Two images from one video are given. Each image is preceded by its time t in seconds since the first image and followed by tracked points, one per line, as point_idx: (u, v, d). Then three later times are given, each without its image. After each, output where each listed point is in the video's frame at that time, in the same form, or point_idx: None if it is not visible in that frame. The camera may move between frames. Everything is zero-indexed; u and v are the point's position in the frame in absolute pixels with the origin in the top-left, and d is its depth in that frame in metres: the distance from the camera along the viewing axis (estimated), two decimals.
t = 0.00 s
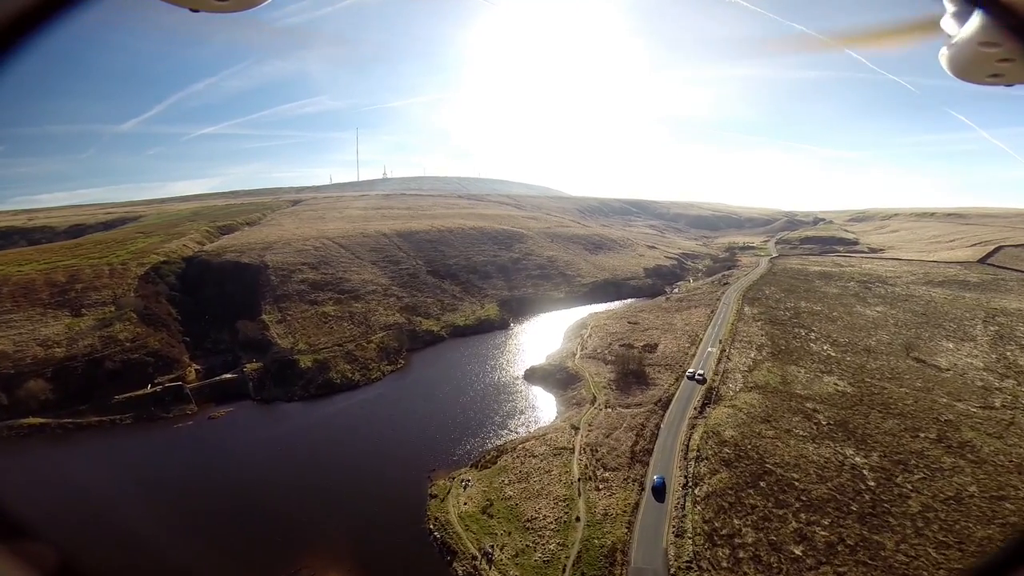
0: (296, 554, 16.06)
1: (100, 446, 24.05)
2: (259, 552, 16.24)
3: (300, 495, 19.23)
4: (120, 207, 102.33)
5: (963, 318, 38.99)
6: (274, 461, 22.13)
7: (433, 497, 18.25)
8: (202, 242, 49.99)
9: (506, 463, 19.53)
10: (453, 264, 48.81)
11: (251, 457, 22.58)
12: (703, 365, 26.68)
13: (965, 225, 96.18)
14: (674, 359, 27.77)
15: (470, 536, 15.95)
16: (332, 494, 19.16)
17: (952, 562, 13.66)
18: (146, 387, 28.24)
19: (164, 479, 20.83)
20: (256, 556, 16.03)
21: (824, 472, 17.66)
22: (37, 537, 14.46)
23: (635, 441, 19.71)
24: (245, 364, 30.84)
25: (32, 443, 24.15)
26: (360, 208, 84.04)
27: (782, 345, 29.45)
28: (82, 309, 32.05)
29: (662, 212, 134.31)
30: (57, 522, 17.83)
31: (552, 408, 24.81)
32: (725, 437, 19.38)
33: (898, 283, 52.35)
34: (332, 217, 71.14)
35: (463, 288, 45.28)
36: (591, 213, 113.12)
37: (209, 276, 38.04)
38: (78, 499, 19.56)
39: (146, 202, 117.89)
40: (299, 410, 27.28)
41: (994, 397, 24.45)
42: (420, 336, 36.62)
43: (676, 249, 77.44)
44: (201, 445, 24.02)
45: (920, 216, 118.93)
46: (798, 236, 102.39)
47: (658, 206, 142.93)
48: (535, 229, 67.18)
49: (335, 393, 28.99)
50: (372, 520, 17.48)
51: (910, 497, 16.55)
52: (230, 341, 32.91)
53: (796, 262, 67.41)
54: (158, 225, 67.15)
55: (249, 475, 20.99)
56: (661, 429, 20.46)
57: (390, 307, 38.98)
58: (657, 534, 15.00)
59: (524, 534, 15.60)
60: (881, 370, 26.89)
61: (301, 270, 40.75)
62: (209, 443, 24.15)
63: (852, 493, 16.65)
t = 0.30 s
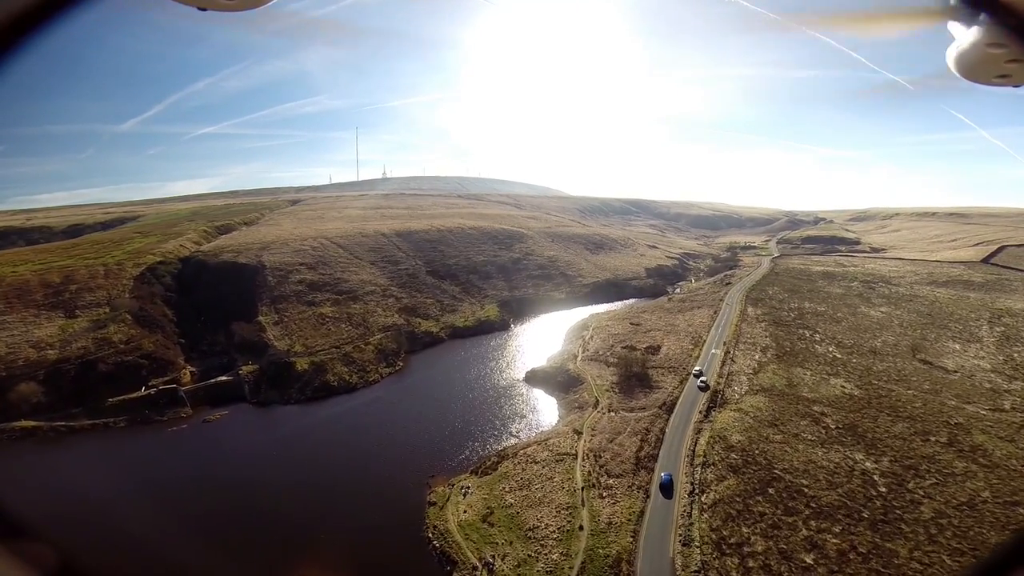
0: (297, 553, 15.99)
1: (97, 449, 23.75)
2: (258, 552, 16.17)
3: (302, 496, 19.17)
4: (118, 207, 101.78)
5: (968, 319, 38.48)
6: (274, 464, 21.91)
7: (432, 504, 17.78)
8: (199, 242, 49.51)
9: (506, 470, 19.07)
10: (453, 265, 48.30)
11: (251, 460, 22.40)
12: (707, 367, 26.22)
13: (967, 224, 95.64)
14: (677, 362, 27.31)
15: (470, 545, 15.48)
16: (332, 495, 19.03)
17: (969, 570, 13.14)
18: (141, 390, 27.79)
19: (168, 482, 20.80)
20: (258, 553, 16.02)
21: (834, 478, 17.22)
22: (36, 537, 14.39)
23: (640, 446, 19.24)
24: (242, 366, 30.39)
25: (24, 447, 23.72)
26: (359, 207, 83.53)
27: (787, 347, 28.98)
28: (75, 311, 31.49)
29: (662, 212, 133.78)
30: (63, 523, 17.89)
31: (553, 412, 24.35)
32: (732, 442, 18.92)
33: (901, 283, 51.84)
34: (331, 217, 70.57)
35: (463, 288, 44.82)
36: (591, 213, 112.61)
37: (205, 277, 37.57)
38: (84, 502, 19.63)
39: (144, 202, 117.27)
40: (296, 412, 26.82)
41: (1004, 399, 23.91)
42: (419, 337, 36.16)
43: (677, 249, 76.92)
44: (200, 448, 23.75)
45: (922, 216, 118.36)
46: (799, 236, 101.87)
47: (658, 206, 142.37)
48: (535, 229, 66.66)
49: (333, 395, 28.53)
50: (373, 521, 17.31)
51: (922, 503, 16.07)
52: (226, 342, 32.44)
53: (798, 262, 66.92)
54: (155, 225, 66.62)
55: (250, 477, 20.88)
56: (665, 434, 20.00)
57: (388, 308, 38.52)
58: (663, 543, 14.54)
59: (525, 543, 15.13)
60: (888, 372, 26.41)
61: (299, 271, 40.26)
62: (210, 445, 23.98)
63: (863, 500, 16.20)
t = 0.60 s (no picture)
0: (294, 556, 15.82)
1: (85, 455, 23.15)
2: (254, 558, 15.84)
3: (298, 498, 18.96)
4: (112, 207, 100.77)
5: (969, 319, 38.13)
6: (269, 469, 21.48)
7: (428, 514, 17.23)
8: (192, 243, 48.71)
9: (505, 477, 18.53)
10: (449, 265, 47.68)
11: (246, 463, 22.04)
12: (709, 370, 25.75)
13: (964, 224, 95.64)
14: (678, 364, 26.85)
15: (468, 557, 14.93)
16: (329, 498, 18.85)
17: None
18: (129, 395, 27.13)
19: (162, 486, 20.50)
20: (259, 556, 15.92)
21: (842, 483, 16.79)
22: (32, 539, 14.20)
23: (642, 452, 18.74)
24: (233, 369, 29.74)
25: (9, 453, 23.05)
26: (355, 207, 82.80)
27: (789, 348, 28.53)
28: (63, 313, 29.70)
29: (659, 211, 133.45)
30: (55, 523, 17.63)
31: (553, 417, 23.82)
32: (737, 447, 18.45)
33: (900, 283, 51.52)
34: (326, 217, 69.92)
35: (460, 289, 44.25)
36: (588, 212, 112.14)
37: (197, 278, 36.89)
38: (76, 504, 19.30)
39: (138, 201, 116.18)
40: (289, 418, 26.23)
41: (1010, 401, 23.46)
42: (414, 339, 35.58)
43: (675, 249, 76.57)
44: (195, 452, 23.32)
45: (919, 215, 118.37)
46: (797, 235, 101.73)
47: (656, 205, 142.08)
48: (532, 228, 66.11)
49: (327, 400, 27.93)
50: (371, 525, 17.11)
51: (932, 508, 15.60)
52: (217, 345, 31.78)
53: (796, 261, 66.61)
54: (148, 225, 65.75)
55: (245, 480, 20.60)
56: (668, 439, 19.51)
57: (383, 309, 37.94)
58: (668, 554, 14.03)
59: (526, 555, 14.58)
60: (892, 374, 25.98)
61: (292, 271, 39.57)
62: (204, 449, 23.57)
63: (872, 506, 15.76)
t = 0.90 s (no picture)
0: (287, 562, 15.71)
1: (78, 459, 22.68)
2: (252, 567, 15.55)
3: (295, 502, 18.84)
4: (109, 207, 100.27)
5: (975, 319, 37.68)
6: (268, 474, 21.14)
7: (427, 523, 16.78)
8: (188, 244, 48.16)
9: (506, 485, 18.07)
10: (448, 266, 47.18)
11: (243, 467, 21.79)
12: (713, 372, 25.32)
13: (965, 224, 95.10)
14: (681, 367, 26.39)
15: (468, 567, 14.49)
16: (326, 503, 18.70)
17: None
18: (122, 398, 26.60)
19: (159, 488, 20.32)
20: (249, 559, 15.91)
21: (853, 490, 16.36)
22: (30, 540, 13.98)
23: (647, 458, 18.29)
24: (228, 372, 29.25)
25: None
26: (354, 207, 82.25)
27: (794, 350, 28.07)
28: (56, 316, 29.30)
29: (659, 211, 132.96)
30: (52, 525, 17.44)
31: (554, 422, 23.35)
32: (744, 453, 18.01)
33: (903, 283, 51.06)
34: (324, 216, 69.38)
35: (459, 290, 43.77)
36: (588, 212, 111.67)
37: (192, 279, 36.36)
38: (72, 506, 19.09)
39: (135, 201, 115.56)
40: (286, 421, 25.78)
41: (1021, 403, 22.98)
42: (413, 341, 35.10)
43: (676, 249, 76.12)
44: (193, 455, 22.98)
45: (919, 215, 117.94)
46: (797, 235, 101.22)
47: (655, 205, 141.66)
48: (532, 228, 65.60)
49: (324, 403, 27.46)
50: (366, 530, 16.94)
51: (946, 514, 15.13)
52: (212, 348, 31.27)
53: (797, 261, 66.15)
54: (145, 226, 65.19)
55: (243, 484, 20.44)
56: (673, 445, 19.05)
57: (382, 310, 37.46)
58: (675, 564, 13.57)
59: (527, 566, 14.14)
60: (899, 377, 25.51)
61: (289, 272, 39.06)
62: (201, 451, 23.32)
63: (884, 513, 15.32)
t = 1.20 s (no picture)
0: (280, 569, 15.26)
1: (69, 464, 22.12)
2: None
3: (292, 509, 18.36)
4: (108, 207, 99.88)
5: (981, 320, 37.19)
6: (264, 479, 20.68)
7: (426, 533, 16.26)
8: (185, 244, 47.57)
9: (506, 493, 17.55)
10: (448, 266, 46.63)
11: (238, 471, 21.35)
12: (719, 375, 24.83)
13: (967, 223, 94.56)
14: (685, 369, 25.88)
15: None
16: (323, 510, 18.21)
17: None
18: (114, 402, 26.10)
19: (151, 493, 19.91)
20: (233, 568, 15.60)
21: (865, 497, 15.84)
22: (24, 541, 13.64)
23: (652, 465, 17.76)
24: (222, 375, 28.72)
25: None
26: (353, 207, 81.72)
27: (800, 352, 27.57)
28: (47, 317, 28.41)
29: (660, 211, 132.50)
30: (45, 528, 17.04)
31: (555, 427, 22.83)
32: (752, 459, 17.52)
33: (907, 283, 50.55)
34: (324, 216, 68.86)
35: (458, 290, 43.25)
36: (588, 211, 111.24)
37: (188, 279, 35.77)
38: (62, 509, 18.68)
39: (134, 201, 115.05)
40: (281, 426, 25.24)
41: None
42: (411, 343, 34.57)
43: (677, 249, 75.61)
44: (189, 459, 22.56)
45: (920, 215, 117.49)
46: (798, 234, 100.74)
47: (656, 205, 141.15)
48: (532, 228, 65.08)
49: (320, 407, 26.92)
50: (360, 540, 16.47)
51: (962, 522, 14.59)
52: (207, 350, 30.71)
53: (799, 261, 65.65)
54: (143, 225, 64.64)
55: (237, 488, 20.06)
56: (679, 451, 18.53)
57: (380, 312, 36.92)
58: None
59: None
60: (907, 379, 24.99)
61: (286, 273, 38.51)
62: (197, 456, 22.86)
63: (897, 521, 14.79)
